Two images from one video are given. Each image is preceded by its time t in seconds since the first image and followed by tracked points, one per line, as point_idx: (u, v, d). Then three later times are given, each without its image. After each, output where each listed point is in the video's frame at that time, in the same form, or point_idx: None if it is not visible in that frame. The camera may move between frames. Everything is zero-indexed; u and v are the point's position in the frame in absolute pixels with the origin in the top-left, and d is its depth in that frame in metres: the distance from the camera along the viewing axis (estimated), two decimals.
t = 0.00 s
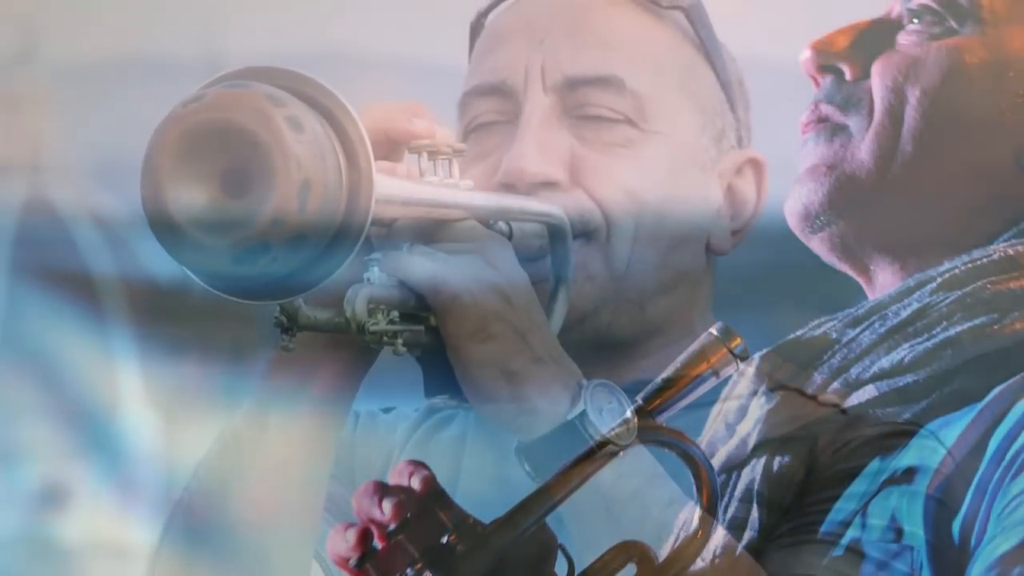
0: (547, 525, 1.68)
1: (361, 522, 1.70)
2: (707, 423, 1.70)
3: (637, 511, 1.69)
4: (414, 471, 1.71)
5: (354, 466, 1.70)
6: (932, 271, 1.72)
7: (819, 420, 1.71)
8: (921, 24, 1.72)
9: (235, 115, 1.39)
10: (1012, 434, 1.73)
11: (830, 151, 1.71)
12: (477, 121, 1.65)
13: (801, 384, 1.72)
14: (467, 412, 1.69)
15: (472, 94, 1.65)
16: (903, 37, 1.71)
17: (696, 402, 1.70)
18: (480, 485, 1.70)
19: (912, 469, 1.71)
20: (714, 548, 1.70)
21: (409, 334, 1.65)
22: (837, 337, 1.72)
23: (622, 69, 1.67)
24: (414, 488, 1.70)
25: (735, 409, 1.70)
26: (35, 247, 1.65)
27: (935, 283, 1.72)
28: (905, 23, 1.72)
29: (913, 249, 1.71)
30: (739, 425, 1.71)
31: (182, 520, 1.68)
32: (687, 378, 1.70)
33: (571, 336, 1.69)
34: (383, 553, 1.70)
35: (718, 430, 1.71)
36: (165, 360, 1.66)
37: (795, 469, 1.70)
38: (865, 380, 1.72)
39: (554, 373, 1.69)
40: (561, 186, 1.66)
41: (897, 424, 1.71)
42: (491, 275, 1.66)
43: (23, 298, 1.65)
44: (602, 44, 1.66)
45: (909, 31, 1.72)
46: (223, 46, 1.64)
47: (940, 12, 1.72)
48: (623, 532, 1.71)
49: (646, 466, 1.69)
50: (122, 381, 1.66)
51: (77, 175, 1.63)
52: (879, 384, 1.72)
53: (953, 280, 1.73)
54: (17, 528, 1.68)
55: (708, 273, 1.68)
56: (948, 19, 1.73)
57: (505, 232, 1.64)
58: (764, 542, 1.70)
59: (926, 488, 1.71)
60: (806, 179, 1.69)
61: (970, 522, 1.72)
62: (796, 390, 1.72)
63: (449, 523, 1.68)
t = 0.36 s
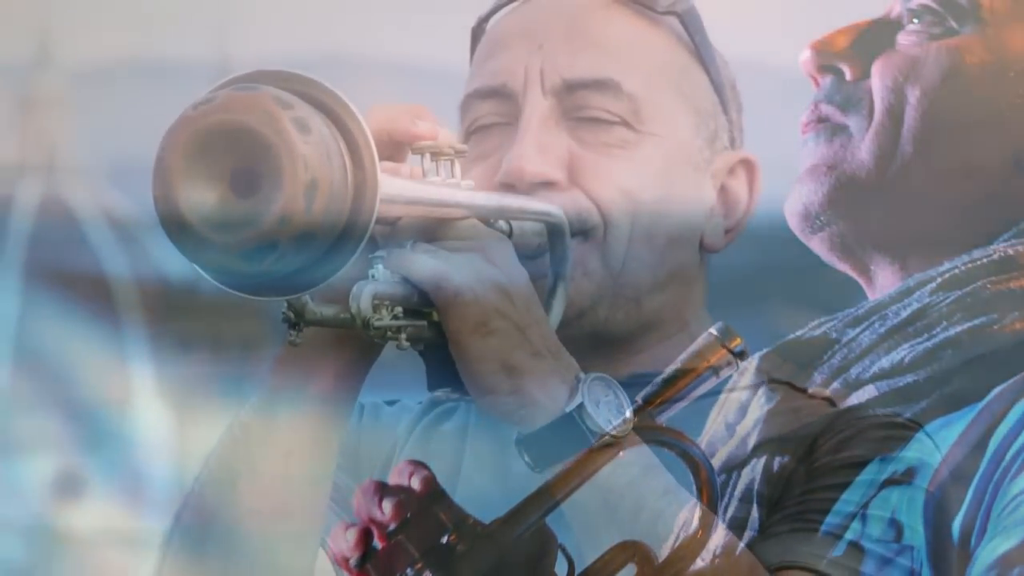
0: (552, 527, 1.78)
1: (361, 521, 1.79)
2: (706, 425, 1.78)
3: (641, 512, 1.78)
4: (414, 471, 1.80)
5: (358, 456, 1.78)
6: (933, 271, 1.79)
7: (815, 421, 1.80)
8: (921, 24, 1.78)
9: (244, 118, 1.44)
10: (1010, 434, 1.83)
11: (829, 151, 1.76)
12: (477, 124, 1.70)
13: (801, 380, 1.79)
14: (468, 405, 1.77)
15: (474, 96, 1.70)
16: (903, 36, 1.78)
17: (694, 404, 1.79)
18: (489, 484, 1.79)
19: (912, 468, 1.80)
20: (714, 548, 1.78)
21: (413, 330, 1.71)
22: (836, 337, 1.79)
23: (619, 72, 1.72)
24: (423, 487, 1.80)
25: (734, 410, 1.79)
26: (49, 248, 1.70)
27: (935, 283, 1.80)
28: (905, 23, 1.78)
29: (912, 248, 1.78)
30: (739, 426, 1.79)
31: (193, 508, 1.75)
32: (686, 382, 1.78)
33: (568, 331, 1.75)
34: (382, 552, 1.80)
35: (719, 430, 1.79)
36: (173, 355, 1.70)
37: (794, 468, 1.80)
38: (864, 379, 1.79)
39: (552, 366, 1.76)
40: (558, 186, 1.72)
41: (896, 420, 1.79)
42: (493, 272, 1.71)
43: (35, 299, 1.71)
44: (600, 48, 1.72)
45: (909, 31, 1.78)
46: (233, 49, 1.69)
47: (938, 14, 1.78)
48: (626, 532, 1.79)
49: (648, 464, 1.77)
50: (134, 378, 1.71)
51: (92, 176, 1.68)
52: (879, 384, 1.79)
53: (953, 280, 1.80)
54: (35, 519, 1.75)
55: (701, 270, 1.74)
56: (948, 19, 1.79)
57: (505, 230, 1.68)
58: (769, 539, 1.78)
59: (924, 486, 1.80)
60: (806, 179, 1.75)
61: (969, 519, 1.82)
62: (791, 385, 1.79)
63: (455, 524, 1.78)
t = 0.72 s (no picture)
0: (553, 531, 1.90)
1: (362, 522, 1.92)
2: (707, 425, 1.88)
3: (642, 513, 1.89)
4: (414, 471, 1.91)
5: (365, 452, 1.89)
6: (933, 272, 1.84)
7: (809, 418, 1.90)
8: (921, 24, 1.81)
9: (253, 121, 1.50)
10: (1011, 435, 1.90)
11: (830, 151, 1.79)
12: (478, 125, 1.75)
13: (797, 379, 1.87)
14: (468, 398, 1.85)
15: (476, 99, 1.76)
16: (903, 36, 1.81)
17: (694, 402, 1.88)
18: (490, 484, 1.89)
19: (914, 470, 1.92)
20: (713, 549, 1.90)
21: (415, 325, 1.76)
22: (837, 338, 1.84)
23: (617, 75, 1.78)
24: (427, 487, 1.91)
25: (734, 409, 1.89)
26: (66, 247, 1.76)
27: (935, 283, 1.85)
28: (905, 23, 1.81)
29: (910, 249, 1.82)
30: (739, 426, 1.90)
31: (204, 499, 1.81)
32: (686, 380, 1.88)
33: (567, 326, 1.81)
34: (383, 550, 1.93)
35: (719, 430, 1.89)
36: (185, 350, 1.76)
37: (795, 468, 1.92)
38: (865, 379, 1.86)
39: (552, 360, 1.83)
40: (557, 186, 1.76)
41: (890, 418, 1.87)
42: (495, 269, 1.77)
43: (52, 297, 1.78)
44: (598, 53, 1.78)
45: (909, 31, 1.81)
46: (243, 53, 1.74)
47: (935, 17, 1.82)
48: (624, 533, 1.91)
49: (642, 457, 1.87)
50: (146, 373, 1.77)
51: (108, 177, 1.73)
52: (880, 384, 1.87)
53: (952, 280, 1.86)
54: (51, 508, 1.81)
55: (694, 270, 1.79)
56: (947, 19, 1.83)
57: (506, 229, 1.73)
58: (774, 539, 1.91)
59: (925, 486, 1.92)
60: (806, 179, 1.78)
61: (968, 521, 1.92)
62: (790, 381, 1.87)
63: (456, 524, 1.90)
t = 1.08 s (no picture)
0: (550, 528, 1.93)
1: (363, 521, 1.99)
2: (707, 426, 1.92)
3: (642, 511, 1.92)
4: (414, 470, 1.98)
5: (370, 442, 1.97)
6: (933, 272, 1.83)
7: (801, 411, 1.93)
8: (921, 24, 1.83)
9: (263, 124, 1.57)
10: (1010, 435, 1.86)
11: (829, 151, 1.81)
12: (480, 126, 1.85)
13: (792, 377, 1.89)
14: (471, 392, 1.92)
15: (477, 102, 1.86)
16: (903, 37, 1.83)
17: (694, 402, 1.92)
18: (487, 483, 1.95)
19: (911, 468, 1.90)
20: (713, 548, 1.92)
21: (420, 320, 1.75)
22: (836, 337, 1.84)
23: (612, 79, 1.88)
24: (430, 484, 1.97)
25: (734, 409, 1.93)
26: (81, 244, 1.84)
27: (934, 283, 1.84)
28: (905, 24, 1.84)
29: (908, 248, 1.82)
30: (739, 426, 1.94)
31: (214, 493, 1.87)
32: (688, 378, 1.93)
33: (565, 320, 1.87)
34: (384, 550, 2.00)
35: (720, 430, 1.93)
36: (198, 342, 1.81)
37: (794, 467, 1.95)
38: (865, 379, 1.88)
39: (551, 354, 1.86)
40: (556, 185, 1.84)
41: (883, 408, 1.87)
42: (495, 266, 1.81)
43: (67, 298, 1.84)
44: (593, 58, 1.88)
45: (909, 32, 1.83)
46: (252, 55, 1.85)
47: (937, 14, 1.84)
48: (624, 534, 1.93)
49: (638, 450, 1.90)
50: (159, 371, 1.81)
51: (124, 176, 1.82)
52: (879, 384, 1.87)
53: (953, 280, 1.84)
54: (66, 497, 1.84)
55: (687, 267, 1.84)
56: (947, 19, 1.84)
57: (506, 227, 1.78)
58: (774, 536, 1.93)
59: (925, 484, 1.90)
60: (805, 179, 1.80)
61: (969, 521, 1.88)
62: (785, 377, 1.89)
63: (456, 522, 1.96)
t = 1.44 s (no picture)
0: (547, 525, 1.96)
1: (363, 522, 2.05)
2: (707, 425, 1.97)
3: (641, 507, 1.93)
4: (414, 470, 2.03)
5: (375, 436, 2.04)
6: (933, 272, 1.89)
7: (791, 403, 1.99)
8: (921, 24, 1.89)
9: (271, 126, 1.64)
10: (1011, 434, 1.87)
11: (829, 150, 1.88)
12: (481, 129, 1.92)
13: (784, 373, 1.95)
14: (473, 385, 2.00)
15: (479, 105, 1.93)
16: (903, 36, 1.90)
17: (694, 401, 1.98)
18: (485, 482, 1.99)
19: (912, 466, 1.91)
20: (713, 549, 1.94)
21: (423, 315, 1.79)
22: (836, 336, 1.90)
23: (609, 83, 1.95)
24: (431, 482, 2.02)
25: (734, 410, 1.99)
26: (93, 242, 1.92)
27: (934, 283, 1.89)
28: (905, 24, 1.90)
29: (908, 248, 1.88)
30: (739, 426, 1.99)
31: (225, 481, 1.93)
32: (685, 380, 1.99)
33: (564, 316, 1.93)
34: (384, 549, 2.05)
35: (719, 430, 1.98)
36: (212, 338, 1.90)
37: (794, 466, 2.00)
38: (865, 379, 1.91)
39: (548, 347, 1.89)
40: (553, 185, 1.90)
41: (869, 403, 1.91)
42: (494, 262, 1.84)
43: (82, 299, 1.92)
44: (590, 62, 1.95)
45: (909, 32, 1.90)
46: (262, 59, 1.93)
47: (937, 14, 1.90)
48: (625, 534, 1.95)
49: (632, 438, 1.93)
50: (170, 365, 1.89)
51: (137, 175, 1.91)
52: (879, 385, 1.90)
53: (952, 280, 1.89)
54: (81, 485, 1.90)
55: (681, 264, 1.91)
56: (948, 19, 1.90)
57: (506, 226, 1.85)
58: (771, 527, 1.96)
59: (926, 482, 1.90)
60: (806, 178, 1.87)
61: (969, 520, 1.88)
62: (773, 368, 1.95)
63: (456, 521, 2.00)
